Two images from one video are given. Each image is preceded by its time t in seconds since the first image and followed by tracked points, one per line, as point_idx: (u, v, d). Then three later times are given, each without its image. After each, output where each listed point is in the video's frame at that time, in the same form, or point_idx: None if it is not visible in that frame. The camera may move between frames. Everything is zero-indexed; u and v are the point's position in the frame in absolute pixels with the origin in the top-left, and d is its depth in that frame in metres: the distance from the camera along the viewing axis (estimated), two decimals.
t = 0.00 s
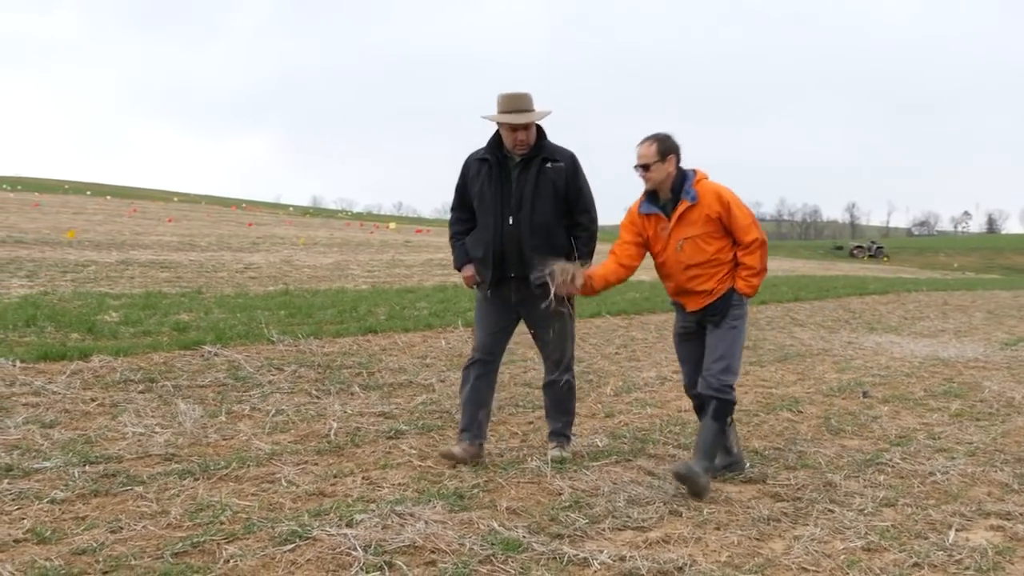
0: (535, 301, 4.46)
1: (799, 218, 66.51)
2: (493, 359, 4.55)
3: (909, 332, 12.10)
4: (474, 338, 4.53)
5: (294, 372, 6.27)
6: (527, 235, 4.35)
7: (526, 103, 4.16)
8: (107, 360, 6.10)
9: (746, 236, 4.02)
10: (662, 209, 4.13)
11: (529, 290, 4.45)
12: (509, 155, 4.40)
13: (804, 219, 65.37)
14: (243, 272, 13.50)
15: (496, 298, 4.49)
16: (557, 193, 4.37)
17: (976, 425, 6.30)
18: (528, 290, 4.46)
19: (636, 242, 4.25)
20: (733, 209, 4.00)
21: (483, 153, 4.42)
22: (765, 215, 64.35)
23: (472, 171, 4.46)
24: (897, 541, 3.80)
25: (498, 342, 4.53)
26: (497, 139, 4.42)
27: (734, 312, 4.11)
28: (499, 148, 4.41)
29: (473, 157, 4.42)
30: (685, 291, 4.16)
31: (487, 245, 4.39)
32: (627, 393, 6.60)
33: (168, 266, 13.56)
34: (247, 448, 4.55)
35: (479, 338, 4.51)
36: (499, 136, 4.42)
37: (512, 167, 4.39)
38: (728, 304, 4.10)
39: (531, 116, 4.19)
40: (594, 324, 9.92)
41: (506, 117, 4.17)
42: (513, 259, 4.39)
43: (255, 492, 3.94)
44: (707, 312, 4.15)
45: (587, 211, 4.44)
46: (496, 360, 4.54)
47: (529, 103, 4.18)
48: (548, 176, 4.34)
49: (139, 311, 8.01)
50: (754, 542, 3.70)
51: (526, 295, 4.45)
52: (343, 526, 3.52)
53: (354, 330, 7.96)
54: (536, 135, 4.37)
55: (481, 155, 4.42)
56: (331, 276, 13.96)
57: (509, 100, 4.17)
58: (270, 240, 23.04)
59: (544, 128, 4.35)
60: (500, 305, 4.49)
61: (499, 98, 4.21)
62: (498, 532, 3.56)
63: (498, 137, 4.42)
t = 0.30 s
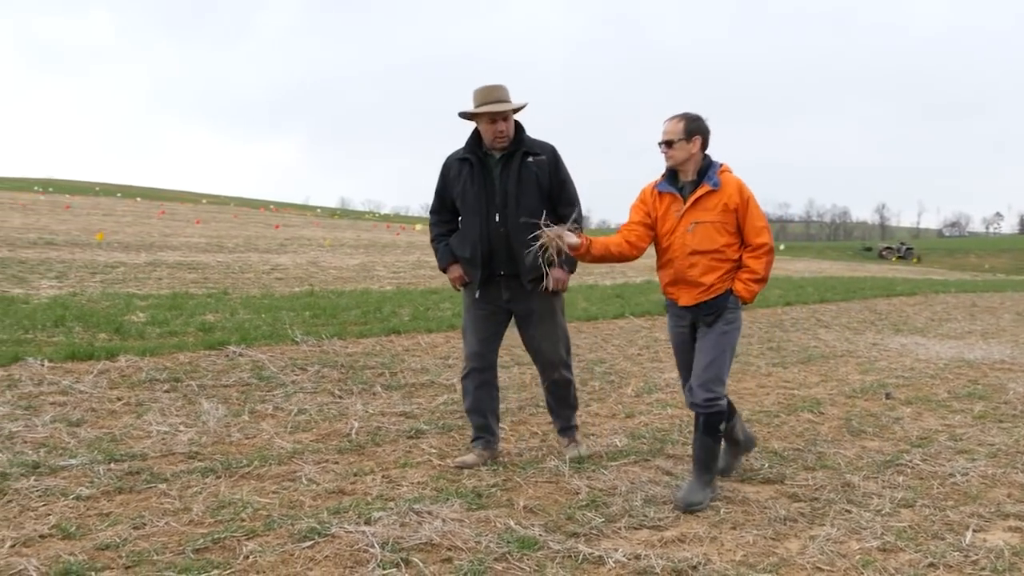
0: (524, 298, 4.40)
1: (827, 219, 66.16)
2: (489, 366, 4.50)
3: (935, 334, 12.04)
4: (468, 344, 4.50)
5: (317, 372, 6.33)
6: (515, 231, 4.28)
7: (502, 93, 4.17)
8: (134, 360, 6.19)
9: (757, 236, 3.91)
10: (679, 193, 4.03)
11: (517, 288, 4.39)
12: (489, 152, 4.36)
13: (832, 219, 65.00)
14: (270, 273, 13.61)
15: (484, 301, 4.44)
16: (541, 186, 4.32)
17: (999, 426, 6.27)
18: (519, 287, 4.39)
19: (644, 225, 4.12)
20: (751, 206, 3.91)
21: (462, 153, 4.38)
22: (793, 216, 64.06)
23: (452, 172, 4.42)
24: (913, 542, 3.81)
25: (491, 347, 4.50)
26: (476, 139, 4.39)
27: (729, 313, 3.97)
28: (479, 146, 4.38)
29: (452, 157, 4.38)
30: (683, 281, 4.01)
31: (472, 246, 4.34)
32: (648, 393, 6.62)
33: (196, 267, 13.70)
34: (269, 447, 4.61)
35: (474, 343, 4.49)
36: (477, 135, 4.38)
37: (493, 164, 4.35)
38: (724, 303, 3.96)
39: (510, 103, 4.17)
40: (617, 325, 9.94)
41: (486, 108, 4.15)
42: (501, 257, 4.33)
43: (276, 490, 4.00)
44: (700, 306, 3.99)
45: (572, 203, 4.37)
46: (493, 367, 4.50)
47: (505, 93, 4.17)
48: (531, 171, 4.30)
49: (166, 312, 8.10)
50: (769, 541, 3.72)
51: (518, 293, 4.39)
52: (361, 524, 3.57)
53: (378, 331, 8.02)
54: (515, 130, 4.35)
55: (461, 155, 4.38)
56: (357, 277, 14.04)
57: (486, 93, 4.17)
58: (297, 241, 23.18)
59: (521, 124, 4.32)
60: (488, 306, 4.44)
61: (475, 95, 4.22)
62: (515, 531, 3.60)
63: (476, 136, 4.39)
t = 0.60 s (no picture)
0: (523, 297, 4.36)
1: (854, 219, 65.80)
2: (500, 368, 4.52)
3: (960, 336, 11.96)
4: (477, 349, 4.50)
5: (339, 372, 6.37)
6: (515, 233, 4.26)
7: (496, 92, 4.14)
8: (158, 360, 6.26)
9: (767, 231, 3.80)
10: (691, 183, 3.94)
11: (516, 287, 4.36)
12: (486, 153, 4.33)
13: (859, 220, 64.63)
14: (294, 274, 13.71)
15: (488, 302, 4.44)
16: (540, 186, 4.27)
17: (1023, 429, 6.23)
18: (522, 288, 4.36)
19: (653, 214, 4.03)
20: (763, 199, 3.80)
21: (459, 155, 4.35)
22: (819, 216, 63.75)
23: (452, 175, 4.41)
24: (932, 545, 3.80)
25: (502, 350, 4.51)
26: (472, 140, 4.36)
27: (735, 309, 3.87)
28: (476, 148, 4.35)
29: (450, 160, 4.36)
30: (689, 273, 3.91)
31: (473, 249, 4.34)
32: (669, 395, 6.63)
33: (221, 268, 13.80)
34: (291, 447, 4.65)
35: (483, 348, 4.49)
36: (474, 135, 4.35)
37: (491, 165, 4.32)
38: (732, 299, 3.86)
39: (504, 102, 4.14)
40: (638, 326, 9.94)
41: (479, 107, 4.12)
42: (502, 259, 4.31)
43: (297, 490, 4.03)
44: (706, 301, 3.88)
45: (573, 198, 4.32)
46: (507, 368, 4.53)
47: (499, 90, 4.16)
48: (528, 170, 4.26)
49: (191, 312, 8.18)
50: (787, 543, 3.72)
51: (520, 293, 4.36)
52: (380, 524, 3.61)
53: (400, 332, 8.06)
54: (511, 128, 4.30)
55: (458, 158, 4.36)
56: (380, 277, 14.10)
57: (480, 92, 4.14)
58: (321, 242, 23.29)
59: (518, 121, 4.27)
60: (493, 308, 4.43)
61: (466, 95, 4.19)
62: (533, 531, 3.61)
63: (473, 137, 4.36)
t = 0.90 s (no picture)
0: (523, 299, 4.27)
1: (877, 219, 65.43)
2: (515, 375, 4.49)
3: (985, 336, 11.89)
4: (488, 355, 4.46)
5: (359, 373, 6.40)
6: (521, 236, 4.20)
7: (513, 92, 4.09)
8: (180, 360, 6.30)
9: (774, 234, 3.73)
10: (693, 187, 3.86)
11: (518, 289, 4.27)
12: (499, 154, 4.28)
13: (883, 220, 64.28)
14: (316, 274, 13.77)
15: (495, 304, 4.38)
16: (550, 190, 4.22)
17: None
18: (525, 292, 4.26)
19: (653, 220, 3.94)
20: (769, 202, 3.73)
21: (472, 155, 4.31)
22: (843, 216, 63.44)
23: (463, 174, 4.37)
24: (952, 548, 3.78)
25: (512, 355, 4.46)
26: (486, 140, 4.31)
27: (741, 315, 3.79)
28: (489, 149, 4.30)
29: (462, 159, 4.32)
30: (693, 278, 3.81)
31: (478, 247, 4.27)
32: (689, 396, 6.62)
33: (243, 268, 13.88)
34: (311, 447, 4.68)
35: (494, 353, 4.45)
36: (488, 136, 4.31)
37: (503, 167, 4.27)
38: (738, 303, 3.78)
39: (521, 103, 4.09)
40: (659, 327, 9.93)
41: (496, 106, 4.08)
42: (507, 261, 4.24)
43: (317, 490, 4.06)
44: (710, 307, 3.79)
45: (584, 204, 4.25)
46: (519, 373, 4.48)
47: (517, 90, 4.11)
48: (539, 173, 4.20)
49: (213, 313, 8.23)
50: (806, 546, 3.72)
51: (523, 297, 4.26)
52: (398, 524, 3.62)
53: (420, 332, 8.09)
54: (526, 130, 4.25)
55: (471, 159, 4.32)
56: (402, 278, 14.15)
57: (498, 93, 4.11)
58: (343, 242, 23.37)
59: (533, 124, 4.22)
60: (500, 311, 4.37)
61: (484, 94, 4.15)
62: (550, 533, 3.62)
63: (487, 137, 4.31)
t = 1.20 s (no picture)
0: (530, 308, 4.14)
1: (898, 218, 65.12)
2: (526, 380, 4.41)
3: (1006, 337, 11.83)
4: (497, 355, 4.39)
5: (377, 373, 6.42)
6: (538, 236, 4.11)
7: (549, 88, 3.98)
8: (200, 360, 6.33)
9: (757, 235, 3.53)
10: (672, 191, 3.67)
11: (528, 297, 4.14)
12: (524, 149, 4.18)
13: (904, 220, 63.98)
14: (335, 274, 13.81)
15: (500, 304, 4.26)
16: (573, 194, 4.12)
17: None
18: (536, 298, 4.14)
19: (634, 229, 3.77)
20: (751, 202, 3.54)
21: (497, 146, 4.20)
22: (863, 216, 63.17)
23: (485, 162, 4.24)
24: (971, 550, 3.76)
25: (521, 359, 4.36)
26: (514, 133, 4.20)
27: (730, 324, 3.60)
28: (516, 142, 4.20)
29: (487, 147, 4.21)
30: (676, 285, 3.61)
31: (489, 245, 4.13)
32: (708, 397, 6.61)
33: (263, 268, 13.94)
34: (329, 447, 4.70)
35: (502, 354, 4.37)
36: (516, 129, 4.20)
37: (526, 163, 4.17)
38: (725, 311, 3.58)
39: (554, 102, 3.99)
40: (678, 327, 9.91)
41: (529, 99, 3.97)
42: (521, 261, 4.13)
43: (335, 490, 4.08)
44: (696, 315, 3.59)
45: (603, 213, 4.17)
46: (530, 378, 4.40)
47: (554, 88, 4.01)
48: (562, 175, 4.10)
49: (233, 313, 8.27)
50: (824, 548, 3.71)
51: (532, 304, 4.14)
52: (416, 524, 3.64)
53: (438, 332, 8.10)
54: (555, 131, 4.15)
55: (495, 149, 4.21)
56: (420, 278, 14.18)
57: (533, 87, 4.00)
58: (362, 242, 23.43)
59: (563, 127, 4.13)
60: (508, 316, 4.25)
61: (522, 83, 4.04)
62: (567, 533, 3.62)
63: (515, 130, 4.21)
